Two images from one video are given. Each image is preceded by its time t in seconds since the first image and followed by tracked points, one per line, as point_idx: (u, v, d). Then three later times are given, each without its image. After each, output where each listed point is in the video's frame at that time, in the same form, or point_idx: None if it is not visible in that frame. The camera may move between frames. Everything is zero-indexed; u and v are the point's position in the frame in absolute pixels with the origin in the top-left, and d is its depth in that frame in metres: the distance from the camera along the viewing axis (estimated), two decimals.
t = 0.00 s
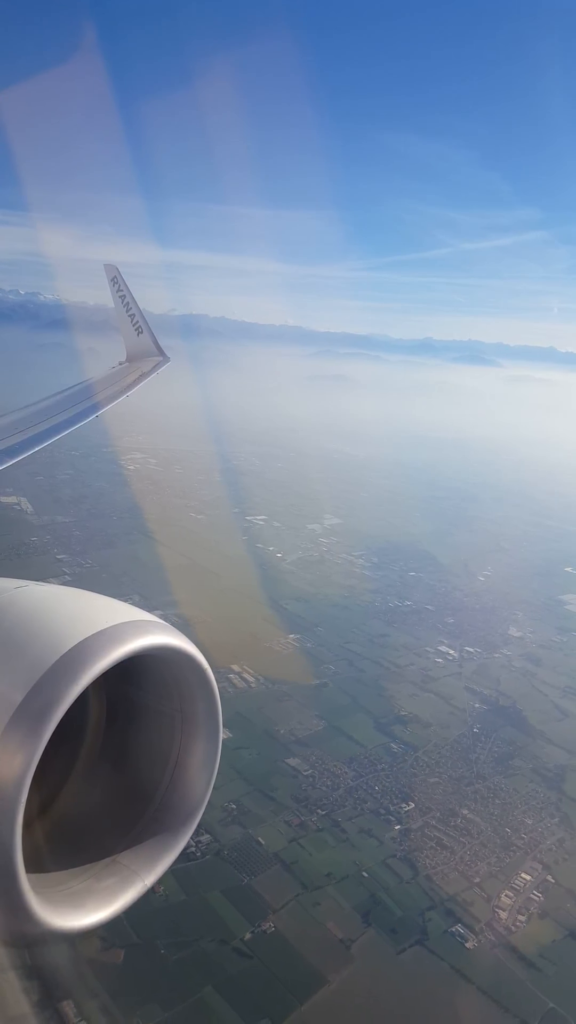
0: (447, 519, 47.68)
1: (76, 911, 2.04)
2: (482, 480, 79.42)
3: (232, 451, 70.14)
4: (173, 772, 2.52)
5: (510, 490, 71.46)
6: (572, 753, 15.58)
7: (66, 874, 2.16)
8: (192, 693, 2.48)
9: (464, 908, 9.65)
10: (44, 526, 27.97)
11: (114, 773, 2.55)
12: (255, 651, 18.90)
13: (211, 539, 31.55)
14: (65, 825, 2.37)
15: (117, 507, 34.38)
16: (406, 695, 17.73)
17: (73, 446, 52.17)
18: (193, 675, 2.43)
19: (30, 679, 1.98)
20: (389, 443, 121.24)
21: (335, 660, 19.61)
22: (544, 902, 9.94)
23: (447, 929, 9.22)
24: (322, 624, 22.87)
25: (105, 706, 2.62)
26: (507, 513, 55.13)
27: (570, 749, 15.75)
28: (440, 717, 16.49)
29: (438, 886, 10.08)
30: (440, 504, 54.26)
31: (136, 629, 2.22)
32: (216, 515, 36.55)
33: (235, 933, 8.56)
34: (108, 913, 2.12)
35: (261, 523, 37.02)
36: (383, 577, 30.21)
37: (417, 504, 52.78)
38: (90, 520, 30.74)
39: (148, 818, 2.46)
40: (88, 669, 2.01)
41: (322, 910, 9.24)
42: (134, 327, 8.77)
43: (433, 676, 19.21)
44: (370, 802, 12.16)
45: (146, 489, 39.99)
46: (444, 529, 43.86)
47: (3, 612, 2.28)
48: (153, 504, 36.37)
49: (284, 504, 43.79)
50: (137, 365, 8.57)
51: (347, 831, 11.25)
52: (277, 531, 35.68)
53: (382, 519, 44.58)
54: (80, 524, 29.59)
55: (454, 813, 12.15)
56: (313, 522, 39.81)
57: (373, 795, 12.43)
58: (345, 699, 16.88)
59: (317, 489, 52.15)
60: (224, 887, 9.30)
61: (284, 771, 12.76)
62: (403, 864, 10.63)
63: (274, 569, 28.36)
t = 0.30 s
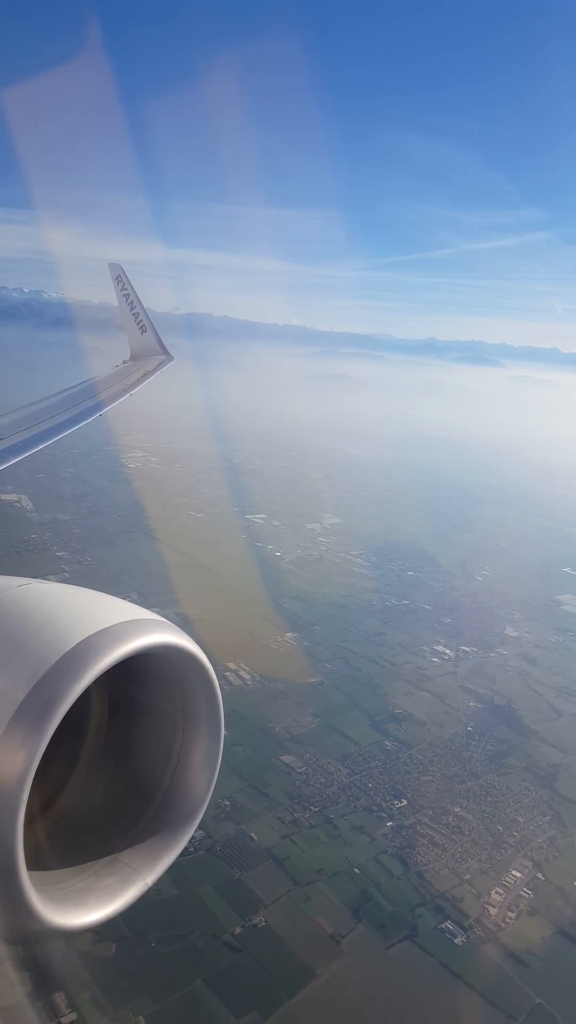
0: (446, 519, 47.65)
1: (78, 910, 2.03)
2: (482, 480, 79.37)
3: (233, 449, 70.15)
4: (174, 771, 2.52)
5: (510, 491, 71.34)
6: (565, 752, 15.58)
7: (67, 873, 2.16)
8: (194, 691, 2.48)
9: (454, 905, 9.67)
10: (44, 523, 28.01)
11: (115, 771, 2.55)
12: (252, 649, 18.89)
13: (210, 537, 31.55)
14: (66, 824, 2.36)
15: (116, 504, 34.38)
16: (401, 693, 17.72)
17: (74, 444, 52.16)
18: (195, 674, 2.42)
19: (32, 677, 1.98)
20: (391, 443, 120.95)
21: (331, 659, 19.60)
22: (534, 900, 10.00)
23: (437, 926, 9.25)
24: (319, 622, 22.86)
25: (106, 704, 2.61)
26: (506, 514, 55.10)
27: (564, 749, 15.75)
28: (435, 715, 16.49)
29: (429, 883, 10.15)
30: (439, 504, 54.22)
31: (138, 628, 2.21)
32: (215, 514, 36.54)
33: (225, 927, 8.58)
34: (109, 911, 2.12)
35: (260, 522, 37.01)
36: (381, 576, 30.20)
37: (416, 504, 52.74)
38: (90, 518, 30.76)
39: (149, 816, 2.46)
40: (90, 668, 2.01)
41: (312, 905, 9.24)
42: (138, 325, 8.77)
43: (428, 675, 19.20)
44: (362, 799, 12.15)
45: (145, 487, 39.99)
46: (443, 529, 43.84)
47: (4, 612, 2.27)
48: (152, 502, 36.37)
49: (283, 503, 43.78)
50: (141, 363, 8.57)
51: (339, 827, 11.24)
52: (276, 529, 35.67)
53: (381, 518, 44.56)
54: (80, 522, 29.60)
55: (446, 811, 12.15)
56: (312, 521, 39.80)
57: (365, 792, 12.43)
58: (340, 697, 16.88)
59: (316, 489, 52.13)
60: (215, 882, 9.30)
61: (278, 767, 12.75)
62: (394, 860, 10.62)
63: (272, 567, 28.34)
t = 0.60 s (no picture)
0: (444, 519, 47.70)
1: (78, 907, 2.04)
2: (481, 480, 79.40)
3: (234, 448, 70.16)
4: (175, 769, 2.53)
5: (509, 491, 71.33)
6: (557, 750, 15.60)
7: (68, 870, 2.16)
8: (195, 688, 2.48)
9: (443, 901, 9.70)
10: (42, 520, 28.02)
11: (116, 768, 2.55)
12: (248, 646, 18.91)
13: (207, 534, 31.57)
14: (67, 821, 2.37)
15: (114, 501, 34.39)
16: (395, 691, 17.73)
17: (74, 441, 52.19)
18: (196, 671, 2.43)
19: (33, 673, 1.99)
20: (391, 443, 121.04)
21: (326, 656, 19.61)
22: (523, 896, 10.04)
23: (426, 921, 9.29)
24: (315, 620, 22.86)
25: (108, 702, 2.62)
26: (504, 514, 55.11)
27: (557, 747, 15.77)
28: (429, 713, 16.50)
29: (419, 878, 10.18)
30: (438, 504, 54.24)
31: (140, 627, 2.21)
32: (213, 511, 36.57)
33: (216, 919, 8.59)
34: (109, 909, 2.13)
35: (258, 519, 37.01)
36: (377, 574, 30.23)
37: (414, 504, 52.77)
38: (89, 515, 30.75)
39: (149, 814, 2.47)
40: (91, 666, 2.01)
41: (303, 899, 9.25)
42: (140, 323, 8.76)
43: (423, 673, 19.21)
44: (355, 795, 12.17)
45: (144, 485, 40.00)
46: (440, 528, 43.86)
47: (6, 610, 2.27)
48: (150, 500, 36.39)
49: (282, 501, 43.81)
50: (143, 361, 8.56)
51: (331, 823, 11.26)
52: (274, 528, 35.68)
53: (379, 517, 44.57)
54: (78, 519, 29.62)
55: (437, 807, 12.17)
56: (310, 519, 39.82)
57: (357, 789, 12.44)
58: (334, 695, 16.88)
59: (315, 487, 52.15)
60: (206, 875, 9.32)
61: (271, 763, 12.76)
62: (385, 855, 10.63)
63: (269, 565, 28.34)
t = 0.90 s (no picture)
0: (444, 517, 47.63)
1: (83, 906, 2.03)
2: (482, 477, 79.25)
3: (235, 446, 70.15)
4: (180, 768, 2.51)
5: (511, 489, 71.20)
6: (554, 746, 15.58)
7: (73, 868, 2.15)
8: (200, 686, 2.46)
9: (438, 895, 9.69)
10: (44, 519, 28.11)
11: (121, 767, 2.54)
12: (247, 644, 18.90)
13: (207, 532, 31.61)
14: (72, 819, 2.36)
15: (115, 499, 34.38)
16: (394, 688, 17.71)
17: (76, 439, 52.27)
18: (200, 670, 2.41)
19: (39, 672, 1.97)
20: (395, 441, 120.78)
21: (324, 653, 19.60)
22: (517, 890, 10.04)
23: (420, 915, 9.28)
24: (314, 618, 22.85)
25: (113, 701, 2.61)
26: (505, 512, 55.03)
27: (554, 743, 15.75)
28: (426, 709, 16.48)
29: (414, 873, 10.17)
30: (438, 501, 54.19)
31: (145, 626, 2.20)
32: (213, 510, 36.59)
33: (211, 913, 8.60)
34: (115, 907, 2.12)
35: (258, 517, 37.03)
36: (377, 572, 30.22)
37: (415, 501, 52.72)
38: (90, 513, 30.77)
39: (154, 813, 2.45)
40: (96, 665, 1.99)
41: (298, 893, 9.24)
42: (144, 323, 8.75)
43: (421, 670, 19.20)
44: (351, 791, 12.15)
45: (145, 483, 40.05)
46: (440, 526, 43.86)
47: (11, 610, 2.26)
48: (151, 497, 36.42)
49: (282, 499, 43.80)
50: (147, 360, 8.56)
51: (327, 819, 11.25)
52: (274, 525, 35.68)
53: (379, 515, 44.55)
54: (79, 517, 29.66)
55: (433, 803, 12.16)
56: (310, 517, 39.82)
57: (354, 785, 12.43)
58: (332, 692, 16.87)
59: (316, 485, 52.13)
60: (203, 870, 9.32)
61: (268, 759, 12.75)
62: (380, 850, 10.61)
63: (268, 563, 28.36)
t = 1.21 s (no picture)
0: (442, 516, 47.56)
1: (85, 906, 2.01)
2: (481, 477, 79.14)
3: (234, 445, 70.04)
4: (182, 767, 2.49)
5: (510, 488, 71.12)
6: (547, 743, 15.57)
7: (74, 869, 2.13)
8: (201, 686, 2.44)
9: (428, 890, 9.68)
10: (42, 518, 28.09)
11: (122, 766, 2.52)
12: (243, 642, 18.87)
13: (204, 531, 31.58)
14: (73, 819, 2.33)
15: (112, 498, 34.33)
16: (389, 685, 17.68)
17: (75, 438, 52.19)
18: (202, 669, 2.39)
19: (41, 672, 1.95)
20: (395, 440, 120.41)
21: (320, 651, 19.56)
22: (507, 886, 10.06)
23: (410, 909, 9.27)
24: (310, 616, 22.81)
25: (114, 699, 2.58)
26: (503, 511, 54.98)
27: (546, 740, 15.75)
28: (420, 707, 16.46)
29: (406, 868, 10.15)
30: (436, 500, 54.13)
31: (147, 625, 2.18)
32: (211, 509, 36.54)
33: (203, 909, 8.58)
34: (116, 907, 2.10)
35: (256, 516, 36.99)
36: (373, 571, 30.19)
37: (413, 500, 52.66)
38: (87, 512, 30.72)
39: (156, 812, 2.43)
40: (98, 664, 1.97)
41: (290, 888, 9.22)
42: (145, 323, 8.73)
43: (416, 668, 19.17)
44: (344, 787, 12.13)
45: (142, 481, 39.99)
46: (438, 525, 43.84)
47: (11, 610, 2.24)
48: (149, 497, 36.38)
49: (280, 498, 43.76)
50: (148, 360, 8.54)
51: (319, 815, 11.22)
52: (271, 524, 35.64)
53: (377, 514, 44.50)
54: (77, 516, 29.62)
55: (425, 799, 12.13)
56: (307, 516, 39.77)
57: (347, 781, 12.40)
58: (327, 689, 16.84)
59: (314, 484, 52.09)
60: (195, 866, 9.29)
61: (262, 756, 12.72)
62: (372, 845, 10.58)
63: (265, 561, 28.35)
